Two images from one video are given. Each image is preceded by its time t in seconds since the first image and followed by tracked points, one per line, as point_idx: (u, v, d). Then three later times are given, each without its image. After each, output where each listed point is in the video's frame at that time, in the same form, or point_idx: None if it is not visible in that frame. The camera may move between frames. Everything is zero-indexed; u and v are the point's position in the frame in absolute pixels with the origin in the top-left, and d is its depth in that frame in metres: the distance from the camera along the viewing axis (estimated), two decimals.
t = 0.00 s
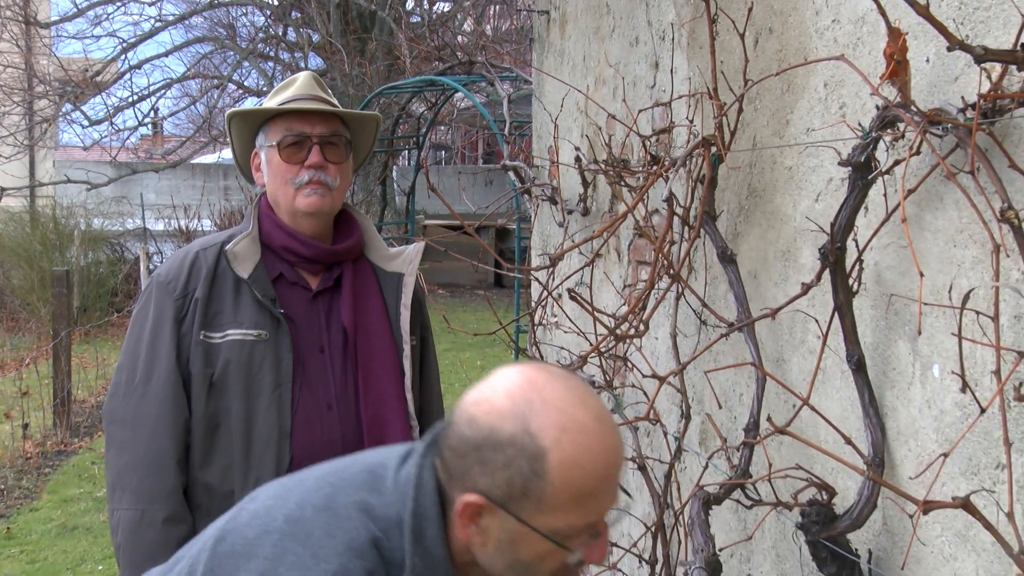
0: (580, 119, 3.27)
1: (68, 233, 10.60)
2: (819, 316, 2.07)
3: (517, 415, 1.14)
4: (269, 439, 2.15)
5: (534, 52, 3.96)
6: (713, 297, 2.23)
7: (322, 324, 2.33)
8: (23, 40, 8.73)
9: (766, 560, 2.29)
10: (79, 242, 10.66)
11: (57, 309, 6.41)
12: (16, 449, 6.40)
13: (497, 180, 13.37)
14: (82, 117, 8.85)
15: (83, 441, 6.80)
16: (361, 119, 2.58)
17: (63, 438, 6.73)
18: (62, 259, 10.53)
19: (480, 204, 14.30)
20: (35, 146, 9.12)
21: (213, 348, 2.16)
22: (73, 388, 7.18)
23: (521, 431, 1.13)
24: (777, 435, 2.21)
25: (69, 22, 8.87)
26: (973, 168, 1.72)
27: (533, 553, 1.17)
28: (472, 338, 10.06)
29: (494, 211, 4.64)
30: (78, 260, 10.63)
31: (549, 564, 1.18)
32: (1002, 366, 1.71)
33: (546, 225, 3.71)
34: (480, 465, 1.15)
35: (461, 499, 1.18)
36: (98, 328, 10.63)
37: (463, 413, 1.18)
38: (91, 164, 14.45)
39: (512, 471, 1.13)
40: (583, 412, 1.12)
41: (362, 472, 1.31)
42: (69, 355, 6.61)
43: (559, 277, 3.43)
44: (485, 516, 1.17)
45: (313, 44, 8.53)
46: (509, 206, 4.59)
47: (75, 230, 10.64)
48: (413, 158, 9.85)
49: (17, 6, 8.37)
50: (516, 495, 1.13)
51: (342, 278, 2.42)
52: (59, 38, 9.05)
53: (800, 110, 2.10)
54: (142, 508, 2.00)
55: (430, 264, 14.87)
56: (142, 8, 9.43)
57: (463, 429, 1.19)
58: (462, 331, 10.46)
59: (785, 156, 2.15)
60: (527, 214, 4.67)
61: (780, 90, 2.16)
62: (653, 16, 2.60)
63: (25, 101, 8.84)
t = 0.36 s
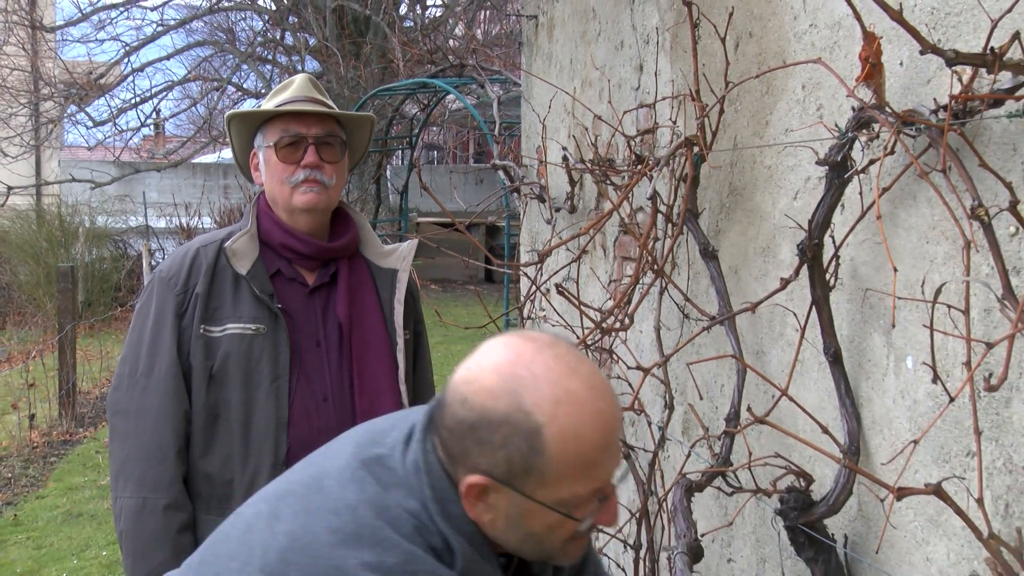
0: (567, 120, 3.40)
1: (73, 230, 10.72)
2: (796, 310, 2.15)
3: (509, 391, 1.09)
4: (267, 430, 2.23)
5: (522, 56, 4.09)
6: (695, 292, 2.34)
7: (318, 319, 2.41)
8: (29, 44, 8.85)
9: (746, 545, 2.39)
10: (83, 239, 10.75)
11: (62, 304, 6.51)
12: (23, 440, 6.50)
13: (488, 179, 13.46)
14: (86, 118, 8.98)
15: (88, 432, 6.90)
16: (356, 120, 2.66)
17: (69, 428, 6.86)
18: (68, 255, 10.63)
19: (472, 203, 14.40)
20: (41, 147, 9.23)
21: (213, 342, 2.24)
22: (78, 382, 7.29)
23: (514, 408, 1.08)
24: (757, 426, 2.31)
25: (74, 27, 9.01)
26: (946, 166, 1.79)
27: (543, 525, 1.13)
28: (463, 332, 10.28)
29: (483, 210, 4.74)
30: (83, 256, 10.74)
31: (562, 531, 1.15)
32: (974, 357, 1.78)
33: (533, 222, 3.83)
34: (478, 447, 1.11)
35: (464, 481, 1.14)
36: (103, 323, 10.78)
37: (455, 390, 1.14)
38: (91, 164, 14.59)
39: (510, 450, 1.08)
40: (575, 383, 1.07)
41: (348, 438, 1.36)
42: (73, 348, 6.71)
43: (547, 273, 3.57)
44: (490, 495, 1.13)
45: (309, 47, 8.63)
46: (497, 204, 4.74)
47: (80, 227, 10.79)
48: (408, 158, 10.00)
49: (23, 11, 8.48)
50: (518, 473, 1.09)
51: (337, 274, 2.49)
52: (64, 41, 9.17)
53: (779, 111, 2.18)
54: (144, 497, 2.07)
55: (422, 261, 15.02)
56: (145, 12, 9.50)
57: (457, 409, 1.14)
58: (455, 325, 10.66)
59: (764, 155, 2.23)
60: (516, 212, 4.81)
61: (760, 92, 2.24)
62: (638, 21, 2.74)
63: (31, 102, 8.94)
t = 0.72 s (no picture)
0: (545, 117, 3.52)
1: (61, 224, 10.76)
2: (766, 302, 2.23)
3: (569, 416, 1.16)
4: (253, 419, 2.28)
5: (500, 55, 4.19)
6: (668, 284, 2.48)
7: (302, 311, 2.46)
8: (17, 41, 8.93)
9: (718, 530, 2.48)
10: (71, 233, 10.83)
11: (49, 297, 6.56)
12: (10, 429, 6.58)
13: (467, 175, 13.46)
14: (73, 114, 9.10)
15: (76, 422, 6.95)
16: (341, 118, 2.72)
17: (57, 418, 6.93)
18: (56, 249, 10.67)
19: (452, 197, 14.48)
20: (29, 143, 9.31)
21: (200, 334, 2.29)
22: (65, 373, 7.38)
23: (575, 435, 1.15)
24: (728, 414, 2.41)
25: (61, 25, 9.16)
26: (909, 163, 1.81)
27: (590, 543, 1.22)
28: (444, 325, 10.52)
29: (462, 205, 4.82)
30: (70, 250, 10.82)
31: (606, 547, 1.23)
32: (936, 347, 1.82)
33: (511, 217, 3.94)
34: (533, 467, 1.18)
35: (516, 498, 1.20)
36: (90, 315, 10.90)
37: (513, 413, 1.20)
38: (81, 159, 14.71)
39: (569, 473, 1.16)
40: (634, 413, 1.15)
41: (386, 433, 1.41)
42: (60, 340, 6.78)
43: (525, 266, 3.69)
44: (542, 511, 1.20)
45: (293, 46, 8.74)
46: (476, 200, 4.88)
47: (67, 222, 10.85)
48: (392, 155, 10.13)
49: (11, 9, 8.55)
50: (572, 494, 1.17)
51: (321, 268, 2.54)
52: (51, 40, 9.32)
53: (750, 108, 2.25)
54: (132, 485, 2.13)
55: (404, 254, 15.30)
56: (130, 11, 9.59)
57: (512, 428, 1.21)
58: (437, 318, 10.84)
59: (736, 151, 2.30)
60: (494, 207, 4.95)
61: (732, 90, 2.31)
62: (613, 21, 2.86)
63: (19, 99, 9.01)
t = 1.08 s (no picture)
0: (530, 112, 3.53)
1: (46, 219, 10.74)
2: (750, 295, 2.24)
3: (561, 433, 1.12)
4: (239, 412, 2.29)
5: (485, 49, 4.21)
6: (653, 278, 2.50)
7: (289, 304, 2.47)
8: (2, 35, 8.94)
9: (702, 522, 2.49)
10: (56, 227, 10.84)
11: (33, 291, 6.53)
12: None
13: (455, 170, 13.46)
14: (58, 109, 9.13)
15: (62, 416, 6.95)
16: (326, 112, 2.73)
17: (42, 413, 6.91)
18: (41, 244, 10.63)
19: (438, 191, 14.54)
20: (15, 137, 9.32)
21: (186, 327, 2.29)
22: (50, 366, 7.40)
23: (566, 453, 1.11)
24: (711, 407, 2.43)
25: (45, 19, 9.21)
26: (892, 157, 1.82)
27: (581, 556, 1.19)
28: (429, 318, 10.63)
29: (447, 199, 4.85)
30: (56, 245, 10.82)
31: (598, 560, 1.20)
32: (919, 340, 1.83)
33: (496, 212, 3.96)
34: (523, 482, 1.14)
35: (506, 511, 1.16)
36: (76, 310, 10.93)
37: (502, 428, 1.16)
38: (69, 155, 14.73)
39: (560, 491, 1.12)
40: (628, 431, 1.10)
41: (382, 434, 1.38)
42: (46, 334, 6.79)
43: (510, 260, 3.71)
44: (533, 526, 1.16)
45: (279, 41, 8.77)
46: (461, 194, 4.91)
47: (53, 216, 10.85)
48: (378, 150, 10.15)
49: None
50: (562, 511, 1.13)
51: (307, 261, 2.55)
52: (36, 34, 9.34)
53: (734, 103, 2.26)
54: (118, 478, 2.13)
55: (393, 250, 15.37)
56: (115, 5, 9.69)
57: (501, 443, 1.17)
58: (423, 313, 10.92)
59: (720, 146, 2.32)
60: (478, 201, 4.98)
61: (716, 85, 2.32)
62: (597, 16, 2.88)
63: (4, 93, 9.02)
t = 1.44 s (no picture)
0: (524, 111, 3.54)
1: (40, 219, 10.72)
2: (744, 295, 2.25)
3: (533, 405, 1.14)
4: (232, 410, 2.28)
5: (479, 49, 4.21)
6: (647, 278, 2.50)
7: (283, 304, 2.47)
8: None
9: (697, 522, 2.49)
10: (50, 228, 10.83)
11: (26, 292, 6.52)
12: None
13: (450, 170, 13.50)
14: (52, 108, 9.15)
15: (56, 417, 6.95)
16: (320, 110, 2.73)
17: (36, 413, 6.90)
18: (36, 244, 10.61)
19: (433, 192, 14.55)
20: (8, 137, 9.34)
21: (179, 325, 2.29)
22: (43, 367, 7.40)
23: (539, 423, 1.14)
24: (706, 407, 2.43)
25: (37, 19, 9.23)
26: (885, 157, 1.82)
27: (562, 529, 1.21)
28: (423, 318, 10.68)
29: (442, 199, 4.85)
30: (50, 245, 10.82)
31: (579, 532, 1.22)
32: (911, 339, 1.84)
33: (490, 211, 3.96)
34: (500, 456, 1.17)
35: (485, 486, 1.19)
36: (70, 310, 10.94)
37: (478, 403, 1.19)
38: (63, 154, 14.75)
39: (535, 463, 1.14)
40: (599, 399, 1.12)
41: (363, 424, 1.40)
42: (39, 334, 6.79)
43: (505, 260, 3.71)
44: (512, 500, 1.19)
45: (273, 40, 8.78)
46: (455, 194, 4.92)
47: (47, 216, 10.84)
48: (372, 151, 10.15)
49: None
50: (540, 483, 1.15)
51: (301, 260, 2.55)
52: (30, 34, 9.35)
53: (727, 103, 2.26)
54: (110, 477, 2.11)
55: (389, 250, 15.36)
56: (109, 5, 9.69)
57: (477, 418, 1.19)
58: (417, 312, 10.97)
59: (714, 145, 2.32)
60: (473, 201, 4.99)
61: (710, 85, 2.32)
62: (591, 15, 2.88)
63: None
